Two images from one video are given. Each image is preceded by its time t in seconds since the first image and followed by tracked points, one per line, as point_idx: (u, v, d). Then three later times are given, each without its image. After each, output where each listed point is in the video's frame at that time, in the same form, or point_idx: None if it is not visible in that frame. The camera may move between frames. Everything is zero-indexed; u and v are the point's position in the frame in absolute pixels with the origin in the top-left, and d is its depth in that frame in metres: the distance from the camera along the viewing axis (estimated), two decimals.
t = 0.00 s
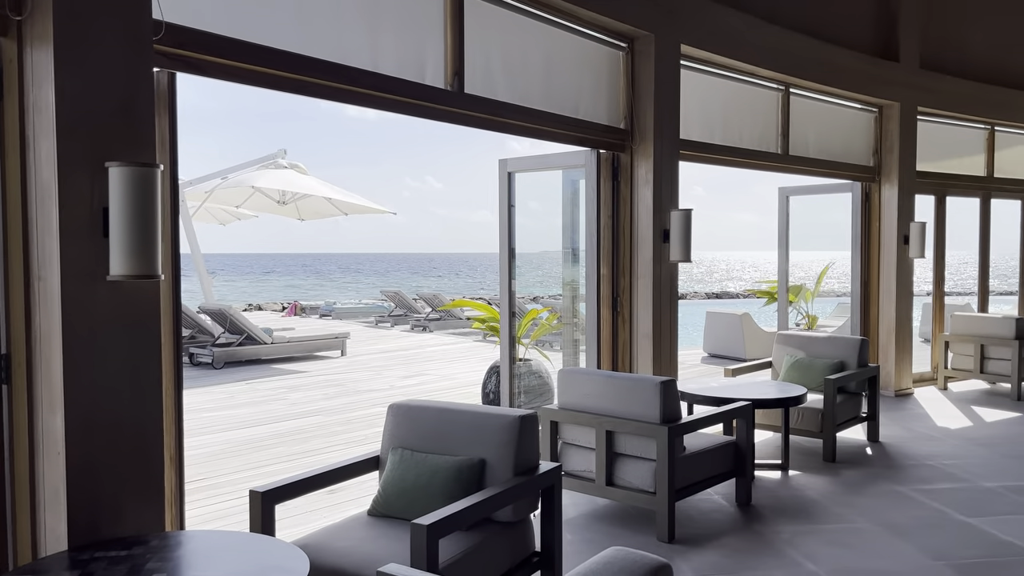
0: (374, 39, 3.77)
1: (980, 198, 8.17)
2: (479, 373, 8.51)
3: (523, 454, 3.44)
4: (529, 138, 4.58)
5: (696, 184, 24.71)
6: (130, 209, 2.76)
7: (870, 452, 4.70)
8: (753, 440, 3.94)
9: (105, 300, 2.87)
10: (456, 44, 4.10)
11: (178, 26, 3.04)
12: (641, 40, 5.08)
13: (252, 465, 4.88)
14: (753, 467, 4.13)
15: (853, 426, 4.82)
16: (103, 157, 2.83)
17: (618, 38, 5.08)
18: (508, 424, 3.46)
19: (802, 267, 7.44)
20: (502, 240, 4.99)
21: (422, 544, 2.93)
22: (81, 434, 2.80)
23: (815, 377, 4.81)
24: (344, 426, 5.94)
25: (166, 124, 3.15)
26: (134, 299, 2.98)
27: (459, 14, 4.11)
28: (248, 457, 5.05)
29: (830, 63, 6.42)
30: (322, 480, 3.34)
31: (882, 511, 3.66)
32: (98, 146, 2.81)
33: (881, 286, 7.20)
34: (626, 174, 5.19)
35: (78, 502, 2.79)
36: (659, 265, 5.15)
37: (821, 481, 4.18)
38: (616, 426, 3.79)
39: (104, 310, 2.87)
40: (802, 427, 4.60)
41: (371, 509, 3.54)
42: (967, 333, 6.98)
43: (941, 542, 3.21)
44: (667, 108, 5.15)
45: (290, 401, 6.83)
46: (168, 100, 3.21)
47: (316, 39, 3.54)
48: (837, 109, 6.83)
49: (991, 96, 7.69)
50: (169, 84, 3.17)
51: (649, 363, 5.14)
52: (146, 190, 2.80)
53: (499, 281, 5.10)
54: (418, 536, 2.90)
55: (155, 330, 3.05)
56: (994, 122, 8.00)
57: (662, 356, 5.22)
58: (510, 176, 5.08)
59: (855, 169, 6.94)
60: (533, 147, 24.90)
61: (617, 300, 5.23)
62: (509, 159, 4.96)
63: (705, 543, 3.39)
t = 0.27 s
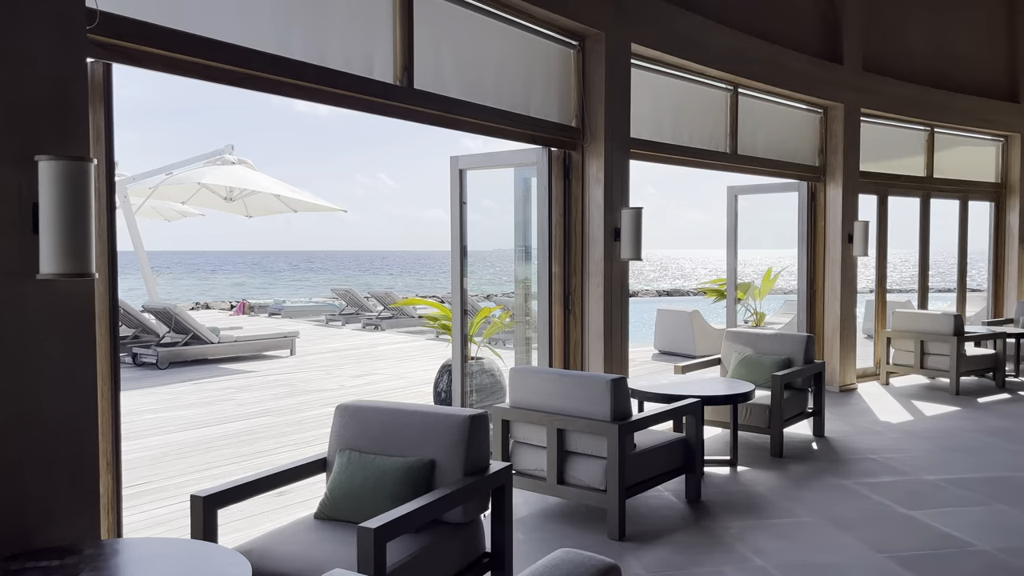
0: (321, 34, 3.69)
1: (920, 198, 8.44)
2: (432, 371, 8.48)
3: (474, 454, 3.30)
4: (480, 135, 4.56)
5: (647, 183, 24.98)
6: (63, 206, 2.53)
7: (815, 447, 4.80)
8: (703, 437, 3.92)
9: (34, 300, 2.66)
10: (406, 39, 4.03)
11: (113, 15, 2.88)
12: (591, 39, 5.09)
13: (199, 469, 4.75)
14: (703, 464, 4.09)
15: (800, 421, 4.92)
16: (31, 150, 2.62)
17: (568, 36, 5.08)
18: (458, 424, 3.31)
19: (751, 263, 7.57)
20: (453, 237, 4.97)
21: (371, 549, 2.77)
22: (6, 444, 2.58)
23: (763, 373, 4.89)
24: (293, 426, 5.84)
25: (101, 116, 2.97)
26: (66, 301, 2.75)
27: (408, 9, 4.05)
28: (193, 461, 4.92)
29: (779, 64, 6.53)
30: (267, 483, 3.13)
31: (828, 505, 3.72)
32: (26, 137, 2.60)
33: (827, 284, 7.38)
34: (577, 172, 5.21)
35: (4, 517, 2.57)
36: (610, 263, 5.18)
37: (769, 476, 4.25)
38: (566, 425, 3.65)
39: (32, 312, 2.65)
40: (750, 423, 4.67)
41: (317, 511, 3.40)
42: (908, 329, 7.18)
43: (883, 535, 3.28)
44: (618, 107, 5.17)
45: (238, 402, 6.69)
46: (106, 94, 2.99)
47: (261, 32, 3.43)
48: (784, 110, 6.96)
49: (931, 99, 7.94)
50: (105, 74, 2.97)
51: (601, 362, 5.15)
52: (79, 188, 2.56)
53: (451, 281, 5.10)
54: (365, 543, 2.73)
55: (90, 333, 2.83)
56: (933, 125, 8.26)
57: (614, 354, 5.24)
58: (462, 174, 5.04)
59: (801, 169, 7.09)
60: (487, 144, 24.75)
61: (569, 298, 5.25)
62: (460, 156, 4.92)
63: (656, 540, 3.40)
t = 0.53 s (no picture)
0: (267, 27, 3.57)
1: (864, 198, 8.68)
2: (384, 371, 8.37)
3: (426, 455, 3.12)
4: (431, 132, 4.50)
5: (600, 182, 25.16)
6: None
7: (764, 443, 4.88)
8: (655, 435, 3.92)
9: None
10: (355, 33, 3.94)
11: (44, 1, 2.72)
12: (544, 36, 5.08)
13: (141, 475, 4.58)
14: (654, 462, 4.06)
15: (750, 418, 4.99)
16: None
17: (520, 33, 5.05)
18: (409, 424, 3.13)
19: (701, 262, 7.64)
20: (405, 235, 4.90)
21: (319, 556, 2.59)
22: None
23: (714, 371, 4.95)
24: (240, 429, 5.68)
25: (32, 107, 2.79)
26: None
27: (357, 3, 3.95)
28: (134, 466, 4.74)
29: (730, 65, 6.61)
30: (211, 488, 2.93)
31: (777, 500, 3.78)
32: None
33: (775, 283, 7.55)
34: (530, 170, 5.19)
35: None
36: (563, 262, 5.18)
37: (720, 473, 4.29)
38: (519, 424, 3.56)
39: None
40: (701, 420, 4.72)
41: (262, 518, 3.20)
42: (853, 327, 7.37)
43: (830, 529, 3.34)
44: (570, 106, 5.16)
45: (183, 404, 6.48)
46: (38, 85, 2.82)
47: (204, 24, 3.30)
48: (734, 110, 7.07)
49: (874, 102, 8.15)
50: (37, 63, 2.80)
51: (554, 360, 5.14)
52: (8, 180, 2.38)
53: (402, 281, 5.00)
54: (313, 550, 2.54)
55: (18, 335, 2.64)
56: (876, 126, 8.50)
57: (567, 353, 5.24)
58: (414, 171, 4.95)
59: (751, 169, 7.22)
60: (440, 141, 24.55)
61: (522, 297, 5.23)
62: (411, 154, 4.83)
63: (609, 539, 3.40)
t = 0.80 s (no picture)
0: (216, 19, 3.44)
1: (813, 198, 8.88)
2: (338, 373, 8.23)
3: (381, 459, 2.99)
4: (386, 129, 4.42)
5: (554, 182, 25.25)
6: None
7: (717, 441, 4.94)
8: (611, 434, 3.91)
9: None
10: (307, 28, 3.84)
11: None
12: (499, 34, 5.04)
13: (80, 483, 4.39)
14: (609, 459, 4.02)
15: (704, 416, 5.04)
16: None
17: (476, 31, 5.00)
18: (363, 428, 2.99)
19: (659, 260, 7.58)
20: (359, 234, 4.82)
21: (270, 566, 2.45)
22: None
23: (669, 370, 4.98)
24: (187, 434, 5.49)
25: None
26: None
27: None
28: (74, 474, 4.54)
29: (684, 65, 6.68)
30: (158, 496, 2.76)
31: (732, 498, 3.82)
32: None
33: (727, 281, 7.68)
34: (485, 169, 5.15)
35: None
36: (519, 261, 5.14)
37: (675, 471, 4.32)
38: (476, 426, 3.49)
39: None
40: (656, 419, 4.75)
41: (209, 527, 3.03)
42: (803, 325, 7.53)
43: (784, 526, 3.39)
44: (526, 104, 5.14)
45: (127, 408, 6.25)
46: None
47: (149, 15, 3.16)
48: (687, 111, 7.15)
49: (823, 104, 8.34)
50: None
51: (510, 360, 5.11)
52: None
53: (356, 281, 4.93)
54: (262, 561, 2.40)
55: None
56: (825, 128, 8.70)
57: (523, 352, 5.21)
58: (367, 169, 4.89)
59: (703, 169, 7.32)
60: (394, 140, 24.27)
61: (478, 297, 5.18)
62: (364, 151, 4.77)
63: (565, 540, 3.38)
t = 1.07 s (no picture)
0: (163, 10, 3.32)
1: (768, 197, 9.05)
2: (294, 375, 8.07)
3: (339, 464, 2.83)
4: (342, 126, 4.32)
5: (512, 181, 25.28)
6: None
7: (677, 438, 4.98)
8: (571, 433, 3.90)
9: None
10: (260, 22, 3.73)
11: None
12: (457, 31, 4.99)
13: (22, 492, 4.19)
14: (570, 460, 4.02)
15: (663, 414, 5.08)
16: None
17: (434, 27, 4.94)
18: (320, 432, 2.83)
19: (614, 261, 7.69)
20: (314, 233, 4.74)
21: None
22: None
23: (629, 368, 5.01)
24: (137, 439, 5.31)
25: None
26: None
27: None
28: (14, 482, 4.34)
29: (642, 65, 6.72)
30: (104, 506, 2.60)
31: (693, 496, 3.85)
32: None
33: (685, 279, 7.76)
34: (444, 167, 5.09)
35: None
36: (479, 261, 5.09)
37: (636, 470, 4.34)
38: (436, 428, 3.43)
39: None
40: (616, 418, 4.76)
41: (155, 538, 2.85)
42: (759, 323, 7.66)
43: (744, 524, 3.42)
44: (485, 102, 5.10)
45: (73, 413, 6.01)
46: None
47: (93, 5, 3.02)
48: (646, 110, 7.21)
49: (777, 105, 8.51)
50: None
51: (470, 361, 5.07)
52: None
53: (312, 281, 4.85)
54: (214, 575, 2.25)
55: None
56: (779, 128, 8.87)
57: (483, 352, 5.17)
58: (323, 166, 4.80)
59: (661, 168, 7.39)
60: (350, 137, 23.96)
61: (437, 296, 5.11)
62: (319, 149, 4.68)
63: (528, 542, 3.35)
